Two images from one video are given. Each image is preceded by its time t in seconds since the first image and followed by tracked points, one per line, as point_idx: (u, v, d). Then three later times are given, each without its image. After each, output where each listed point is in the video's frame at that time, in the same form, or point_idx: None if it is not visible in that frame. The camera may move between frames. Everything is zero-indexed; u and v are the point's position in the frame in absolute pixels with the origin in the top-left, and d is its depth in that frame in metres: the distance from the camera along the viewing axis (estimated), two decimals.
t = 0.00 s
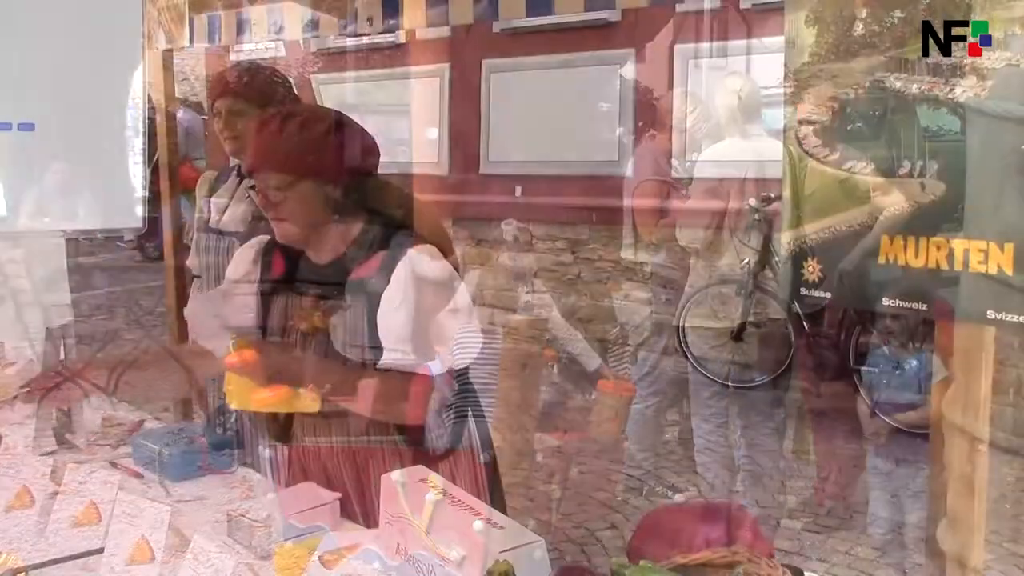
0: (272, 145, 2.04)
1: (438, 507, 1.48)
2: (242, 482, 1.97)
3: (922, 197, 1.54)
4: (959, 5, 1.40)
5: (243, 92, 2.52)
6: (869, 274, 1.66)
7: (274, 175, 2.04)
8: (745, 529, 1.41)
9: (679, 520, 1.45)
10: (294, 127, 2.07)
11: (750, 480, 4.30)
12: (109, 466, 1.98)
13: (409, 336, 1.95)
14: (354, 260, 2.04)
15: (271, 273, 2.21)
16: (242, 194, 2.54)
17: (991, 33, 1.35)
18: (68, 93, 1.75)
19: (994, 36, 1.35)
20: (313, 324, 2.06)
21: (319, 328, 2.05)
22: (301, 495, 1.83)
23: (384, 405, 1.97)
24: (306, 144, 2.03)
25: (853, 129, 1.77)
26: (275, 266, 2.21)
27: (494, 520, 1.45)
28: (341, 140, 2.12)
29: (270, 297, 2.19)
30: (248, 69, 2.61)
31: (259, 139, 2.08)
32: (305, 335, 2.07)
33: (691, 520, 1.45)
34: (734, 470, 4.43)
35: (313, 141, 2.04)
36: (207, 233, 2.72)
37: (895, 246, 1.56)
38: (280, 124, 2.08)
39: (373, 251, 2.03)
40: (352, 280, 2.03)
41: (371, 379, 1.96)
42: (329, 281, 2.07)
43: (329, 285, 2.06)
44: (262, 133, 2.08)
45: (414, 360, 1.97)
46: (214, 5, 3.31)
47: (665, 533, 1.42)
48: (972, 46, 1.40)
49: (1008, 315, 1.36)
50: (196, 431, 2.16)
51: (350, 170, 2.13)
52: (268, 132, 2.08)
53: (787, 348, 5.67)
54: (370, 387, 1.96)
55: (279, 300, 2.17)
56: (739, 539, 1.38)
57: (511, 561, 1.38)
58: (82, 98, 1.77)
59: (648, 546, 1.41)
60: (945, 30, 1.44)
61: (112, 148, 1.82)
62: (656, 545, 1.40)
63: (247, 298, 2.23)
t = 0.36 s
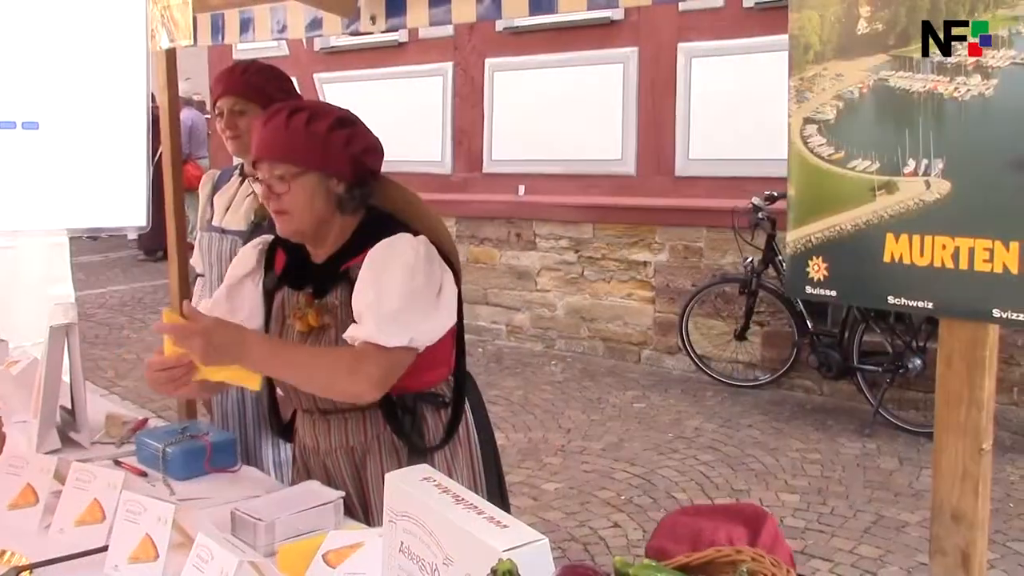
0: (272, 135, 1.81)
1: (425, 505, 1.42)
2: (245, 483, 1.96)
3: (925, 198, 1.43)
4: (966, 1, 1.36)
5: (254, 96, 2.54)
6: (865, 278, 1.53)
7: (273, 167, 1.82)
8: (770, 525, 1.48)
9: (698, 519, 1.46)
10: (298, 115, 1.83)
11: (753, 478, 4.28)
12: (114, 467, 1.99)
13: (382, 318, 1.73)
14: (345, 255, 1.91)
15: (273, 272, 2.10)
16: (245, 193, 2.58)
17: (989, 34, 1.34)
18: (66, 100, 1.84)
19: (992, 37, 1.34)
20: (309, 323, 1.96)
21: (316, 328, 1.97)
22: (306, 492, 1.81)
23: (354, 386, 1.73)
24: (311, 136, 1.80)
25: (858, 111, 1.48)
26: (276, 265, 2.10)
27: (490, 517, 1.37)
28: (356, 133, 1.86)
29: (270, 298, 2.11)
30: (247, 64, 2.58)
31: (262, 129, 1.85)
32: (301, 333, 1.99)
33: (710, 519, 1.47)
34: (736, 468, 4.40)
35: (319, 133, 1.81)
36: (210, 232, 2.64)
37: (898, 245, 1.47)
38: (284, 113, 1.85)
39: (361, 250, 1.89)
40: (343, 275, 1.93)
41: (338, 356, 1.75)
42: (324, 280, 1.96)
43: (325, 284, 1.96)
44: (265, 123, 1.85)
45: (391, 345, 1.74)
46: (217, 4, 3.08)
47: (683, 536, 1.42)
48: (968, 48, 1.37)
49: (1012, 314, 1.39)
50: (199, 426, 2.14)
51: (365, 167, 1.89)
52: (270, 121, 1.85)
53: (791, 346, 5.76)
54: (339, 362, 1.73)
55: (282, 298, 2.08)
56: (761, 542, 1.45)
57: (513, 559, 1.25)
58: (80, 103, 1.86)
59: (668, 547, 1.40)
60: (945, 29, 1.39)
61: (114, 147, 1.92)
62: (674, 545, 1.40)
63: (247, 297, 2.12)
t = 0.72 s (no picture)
0: (270, 133, 1.78)
1: (439, 505, 1.42)
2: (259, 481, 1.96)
3: (940, 197, 1.42)
4: None
5: (265, 96, 2.54)
6: (879, 279, 1.53)
7: (269, 165, 1.78)
8: (805, 518, 1.45)
9: (733, 514, 1.48)
10: (296, 115, 1.80)
11: (766, 477, 4.27)
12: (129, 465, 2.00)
13: (396, 319, 1.71)
14: (349, 256, 1.90)
15: (273, 276, 2.06)
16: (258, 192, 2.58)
17: (989, 34, 1.34)
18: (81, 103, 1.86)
19: (993, 37, 1.34)
20: (320, 326, 1.93)
21: (327, 330, 1.94)
22: (320, 491, 1.81)
23: (379, 393, 1.70)
24: (309, 135, 1.78)
25: (872, 111, 1.48)
26: (275, 269, 2.06)
27: (505, 517, 1.36)
28: (354, 134, 1.84)
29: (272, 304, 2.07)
30: (260, 63, 2.60)
31: (258, 129, 1.82)
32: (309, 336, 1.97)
33: (744, 513, 1.48)
34: (749, 468, 4.38)
35: (317, 133, 1.78)
36: (224, 231, 2.65)
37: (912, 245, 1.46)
38: (282, 112, 1.83)
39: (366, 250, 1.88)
40: (348, 276, 1.92)
41: (359, 365, 1.72)
42: (329, 281, 1.93)
43: (331, 286, 1.93)
44: (262, 123, 1.83)
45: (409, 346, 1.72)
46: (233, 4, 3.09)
47: (718, 528, 1.45)
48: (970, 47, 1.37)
49: None
50: (212, 424, 2.14)
51: (362, 170, 1.86)
52: (268, 120, 1.82)
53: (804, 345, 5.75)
54: (363, 369, 1.71)
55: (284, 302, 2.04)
56: (793, 536, 1.43)
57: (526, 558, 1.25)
58: (93, 106, 1.88)
59: (702, 538, 1.43)
60: (944, 30, 1.39)
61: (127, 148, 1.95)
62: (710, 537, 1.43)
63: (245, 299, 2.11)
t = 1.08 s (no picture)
0: (279, 137, 1.82)
1: (455, 505, 1.42)
2: (277, 482, 1.96)
3: (959, 198, 1.41)
4: None
5: (279, 94, 2.55)
6: (896, 280, 1.52)
7: (278, 169, 1.82)
8: (815, 512, 1.49)
9: (746, 507, 1.49)
10: (304, 119, 1.84)
11: (783, 478, 4.26)
12: (146, 463, 2.01)
13: (452, 332, 1.78)
14: (367, 262, 1.92)
15: (284, 279, 2.03)
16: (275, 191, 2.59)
17: (989, 35, 1.35)
18: (85, 92, 1.72)
19: (992, 37, 1.35)
20: (344, 327, 1.91)
21: (348, 330, 1.93)
22: (336, 489, 1.82)
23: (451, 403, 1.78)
24: (316, 138, 1.81)
25: (891, 111, 1.47)
26: (287, 272, 2.04)
27: (521, 517, 1.36)
28: (363, 137, 1.87)
29: (285, 307, 2.04)
30: (277, 63, 2.61)
31: (269, 134, 1.86)
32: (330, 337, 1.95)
33: (757, 506, 1.50)
34: (765, 469, 4.37)
35: (325, 135, 1.81)
36: (241, 230, 2.66)
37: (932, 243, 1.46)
38: (291, 117, 1.86)
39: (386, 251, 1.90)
40: (368, 280, 1.91)
41: (421, 378, 1.79)
42: (350, 281, 1.93)
43: (354, 287, 1.92)
44: (272, 128, 1.86)
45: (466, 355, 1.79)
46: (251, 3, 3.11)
47: (732, 519, 1.46)
48: (973, 47, 1.38)
49: None
50: (229, 422, 2.15)
51: (371, 172, 1.88)
52: (277, 125, 1.86)
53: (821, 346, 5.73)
54: (428, 384, 1.77)
55: (299, 305, 2.01)
56: (804, 530, 1.46)
57: (542, 557, 1.25)
58: (99, 93, 1.74)
59: (717, 529, 1.44)
60: (945, 30, 1.41)
61: (140, 137, 1.80)
62: (723, 530, 1.44)
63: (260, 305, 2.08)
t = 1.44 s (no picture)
0: (329, 155, 1.77)
1: (468, 505, 1.42)
2: (290, 480, 1.97)
3: (976, 198, 1.41)
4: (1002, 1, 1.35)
5: (291, 93, 2.56)
6: (911, 280, 1.51)
7: (336, 189, 1.78)
8: (824, 507, 1.43)
9: (752, 506, 1.43)
10: (344, 129, 1.80)
11: (798, 480, 4.24)
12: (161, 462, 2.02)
13: (499, 340, 1.83)
14: (398, 263, 1.92)
15: (307, 279, 2.05)
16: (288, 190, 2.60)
17: (989, 35, 1.37)
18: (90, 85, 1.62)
19: (991, 38, 1.36)
20: (366, 326, 1.91)
21: (371, 329, 1.92)
22: (349, 488, 1.82)
23: (496, 407, 1.87)
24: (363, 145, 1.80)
25: (906, 111, 1.47)
26: (311, 271, 2.05)
27: (534, 517, 1.36)
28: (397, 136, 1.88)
29: (307, 307, 2.06)
30: (290, 63, 2.61)
31: (309, 153, 1.79)
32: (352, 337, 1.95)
33: (763, 504, 1.45)
34: (779, 470, 4.36)
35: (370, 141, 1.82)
36: (254, 230, 2.67)
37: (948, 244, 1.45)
38: (325, 130, 1.81)
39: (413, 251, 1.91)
40: (399, 281, 1.91)
41: (465, 384, 1.84)
42: (377, 281, 1.92)
43: (380, 288, 1.92)
44: (311, 146, 1.80)
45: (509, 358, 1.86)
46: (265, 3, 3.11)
47: (738, 520, 1.40)
48: (973, 48, 1.39)
49: None
50: (243, 421, 2.16)
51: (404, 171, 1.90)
52: (317, 141, 1.80)
53: (835, 347, 5.71)
54: (473, 390, 1.84)
55: (322, 304, 2.02)
56: (814, 526, 1.40)
57: (555, 558, 1.25)
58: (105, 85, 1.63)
59: (724, 531, 1.39)
60: (945, 29, 1.42)
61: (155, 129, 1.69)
62: (731, 530, 1.39)
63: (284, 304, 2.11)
